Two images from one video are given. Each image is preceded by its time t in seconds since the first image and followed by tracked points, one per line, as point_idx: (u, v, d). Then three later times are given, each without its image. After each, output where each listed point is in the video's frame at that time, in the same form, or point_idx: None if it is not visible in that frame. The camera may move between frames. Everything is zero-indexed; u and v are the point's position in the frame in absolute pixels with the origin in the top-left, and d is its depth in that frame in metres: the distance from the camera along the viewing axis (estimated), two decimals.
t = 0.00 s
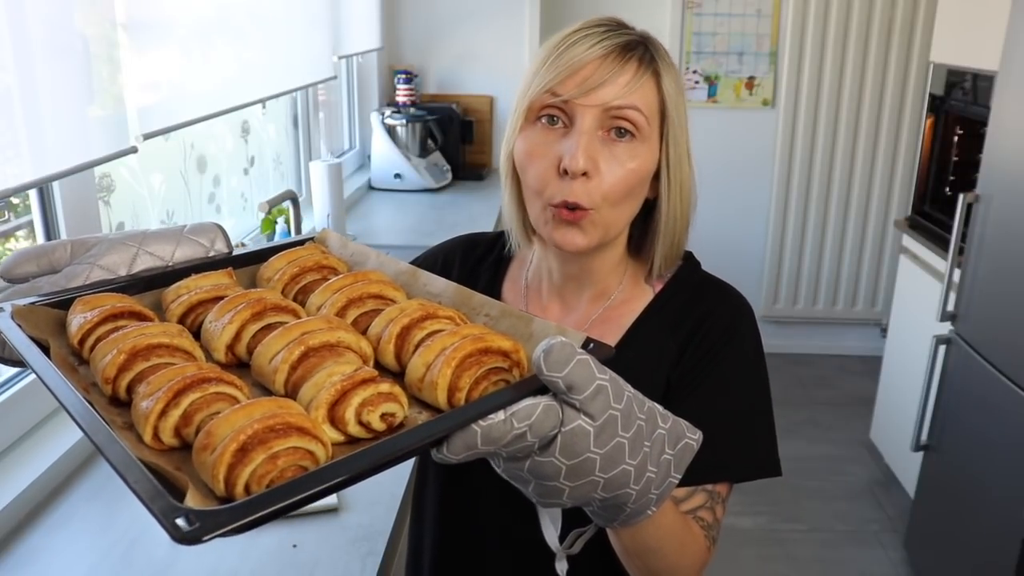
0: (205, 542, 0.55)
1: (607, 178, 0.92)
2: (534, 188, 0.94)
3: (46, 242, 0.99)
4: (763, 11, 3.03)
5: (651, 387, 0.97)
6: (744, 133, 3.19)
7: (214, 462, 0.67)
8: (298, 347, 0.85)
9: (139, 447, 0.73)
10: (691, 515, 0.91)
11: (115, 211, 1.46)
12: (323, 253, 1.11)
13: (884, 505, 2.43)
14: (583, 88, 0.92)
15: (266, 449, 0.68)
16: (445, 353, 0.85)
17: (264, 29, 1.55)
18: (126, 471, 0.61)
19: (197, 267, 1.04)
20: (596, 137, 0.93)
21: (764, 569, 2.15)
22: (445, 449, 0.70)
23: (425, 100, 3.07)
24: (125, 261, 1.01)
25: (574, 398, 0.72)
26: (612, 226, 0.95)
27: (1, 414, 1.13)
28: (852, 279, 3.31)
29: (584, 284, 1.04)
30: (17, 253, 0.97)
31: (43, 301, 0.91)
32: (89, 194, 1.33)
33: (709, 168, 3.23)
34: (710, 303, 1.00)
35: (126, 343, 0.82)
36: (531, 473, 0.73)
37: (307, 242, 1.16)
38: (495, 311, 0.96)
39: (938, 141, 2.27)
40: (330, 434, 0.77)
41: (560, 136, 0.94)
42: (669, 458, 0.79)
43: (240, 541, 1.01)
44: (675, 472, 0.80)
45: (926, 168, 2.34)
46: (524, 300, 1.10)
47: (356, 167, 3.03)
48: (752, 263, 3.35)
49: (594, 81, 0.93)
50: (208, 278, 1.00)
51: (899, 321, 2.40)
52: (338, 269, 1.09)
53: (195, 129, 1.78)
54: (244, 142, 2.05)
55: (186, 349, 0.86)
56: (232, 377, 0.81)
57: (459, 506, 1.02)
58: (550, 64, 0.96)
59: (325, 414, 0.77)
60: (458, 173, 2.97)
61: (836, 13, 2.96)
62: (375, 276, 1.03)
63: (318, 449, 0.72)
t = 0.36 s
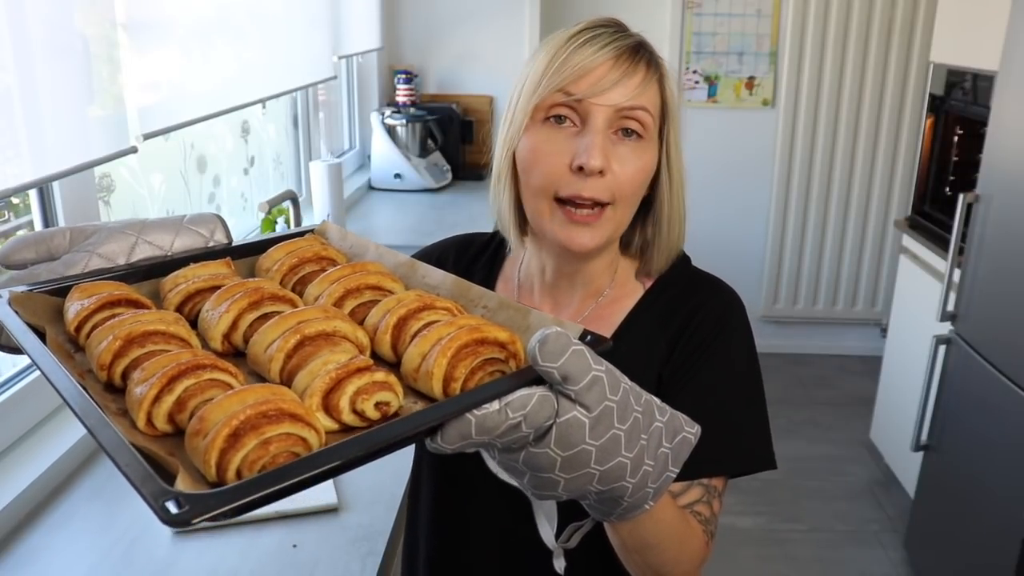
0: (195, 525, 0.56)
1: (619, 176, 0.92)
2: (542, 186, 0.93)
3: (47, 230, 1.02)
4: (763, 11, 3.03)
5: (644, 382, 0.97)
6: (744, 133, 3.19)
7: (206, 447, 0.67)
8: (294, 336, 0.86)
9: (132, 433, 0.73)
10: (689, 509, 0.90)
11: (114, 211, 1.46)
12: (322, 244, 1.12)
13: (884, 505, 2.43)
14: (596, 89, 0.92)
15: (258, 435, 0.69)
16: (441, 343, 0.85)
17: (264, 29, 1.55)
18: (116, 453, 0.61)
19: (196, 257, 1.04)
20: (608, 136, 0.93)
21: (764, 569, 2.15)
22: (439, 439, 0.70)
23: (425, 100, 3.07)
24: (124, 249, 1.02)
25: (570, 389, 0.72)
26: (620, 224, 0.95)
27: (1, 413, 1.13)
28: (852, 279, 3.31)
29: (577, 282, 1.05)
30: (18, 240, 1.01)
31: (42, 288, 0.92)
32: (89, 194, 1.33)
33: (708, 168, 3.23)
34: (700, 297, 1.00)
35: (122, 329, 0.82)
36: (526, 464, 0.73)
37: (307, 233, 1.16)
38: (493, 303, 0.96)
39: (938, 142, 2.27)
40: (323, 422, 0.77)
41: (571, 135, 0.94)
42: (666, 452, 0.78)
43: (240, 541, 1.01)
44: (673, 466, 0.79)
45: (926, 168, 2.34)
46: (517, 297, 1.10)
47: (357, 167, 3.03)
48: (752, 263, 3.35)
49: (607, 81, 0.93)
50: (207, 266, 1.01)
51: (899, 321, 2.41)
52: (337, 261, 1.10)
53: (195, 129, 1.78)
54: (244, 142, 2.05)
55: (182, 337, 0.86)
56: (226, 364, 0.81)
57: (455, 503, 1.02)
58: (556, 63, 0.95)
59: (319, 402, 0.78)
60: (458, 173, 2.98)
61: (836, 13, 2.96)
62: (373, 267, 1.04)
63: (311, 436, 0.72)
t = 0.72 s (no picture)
0: (186, 528, 0.55)
1: (607, 175, 0.92)
2: (531, 185, 0.94)
3: (46, 230, 1.02)
4: (763, 11, 3.03)
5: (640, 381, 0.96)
6: (744, 133, 3.19)
7: (199, 449, 0.68)
8: (289, 336, 0.86)
9: (127, 434, 0.73)
10: (686, 510, 0.91)
11: (114, 211, 1.46)
12: (320, 243, 1.11)
13: (884, 505, 2.43)
14: (585, 87, 0.92)
15: (251, 437, 0.69)
16: (436, 343, 0.85)
17: (265, 29, 1.55)
18: (110, 456, 0.61)
19: (195, 256, 1.04)
20: (598, 135, 0.93)
21: (764, 569, 2.15)
22: (433, 440, 0.70)
23: (425, 100, 3.07)
24: (123, 250, 1.03)
25: (563, 390, 0.72)
26: (609, 224, 0.95)
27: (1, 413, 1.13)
28: (852, 279, 3.31)
29: (572, 283, 1.05)
30: (17, 240, 1.01)
31: (41, 289, 0.92)
32: (89, 194, 1.33)
33: (708, 168, 3.23)
34: (698, 297, 1.00)
35: (119, 330, 0.82)
36: (520, 465, 0.73)
37: (306, 232, 1.17)
38: (489, 302, 0.96)
39: (938, 141, 2.26)
40: (317, 423, 0.77)
41: (560, 134, 0.94)
42: (662, 453, 0.78)
43: (240, 541, 1.01)
44: (668, 467, 0.79)
45: (926, 168, 2.34)
46: (513, 297, 1.10)
47: (356, 167, 3.03)
48: (752, 263, 3.35)
49: (596, 80, 0.93)
50: (205, 266, 1.00)
51: (899, 321, 2.41)
52: (335, 260, 1.09)
53: (195, 129, 1.78)
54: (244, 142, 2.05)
55: (179, 337, 0.86)
56: (222, 365, 0.81)
57: (451, 503, 1.02)
58: (549, 62, 0.95)
59: (313, 403, 0.78)
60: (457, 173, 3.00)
61: (836, 13, 2.96)
62: (370, 267, 1.04)
63: (304, 438, 0.72)
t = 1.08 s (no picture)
0: (177, 525, 0.55)
1: (611, 182, 0.92)
2: (533, 190, 0.94)
3: (44, 232, 1.03)
4: (763, 11, 3.03)
5: (635, 382, 0.96)
6: (744, 133, 3.19)
7: (191, 448, 0.68)
8: (284, 337, 0.86)
9: (121, 434, 0.73)
10: (680, 509, 0.90)
11: (114, 211, 1.46)
12: (317, 245, 1.12)
13: (884, 505, 2.43)
14: (589, 94, 0.92)
15: (242, 436, 0.69)
16: (428, 344, 0.85)
17: (264, 28, 1.55)
18: (103, 455, 0.62)
19: (192, 259, 1.04)
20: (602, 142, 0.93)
21: (764, 569, 2.15)
22: (423, 439, 0.70)
23: (425, 100, 3.07)
24: (121, 252, 1.03)
25: (553, 390, 0.72)
26: (613, 229, 0.95)
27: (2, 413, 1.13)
28: (852, 279, 3.31)
29: (570, 284, 1.05)
30: (15, 243, 1.02)
31: (39, 291, 0.92)
32: (89, 194, 1.33)
33: (708, 168, 3.23)
34: (695, 298, 1.00)
35: (115, 331, 0.82)
36: (512, 464, 0.74)
37: (303, 235, 1.17)
38: (483, 304, 0.96)
39: (938, 141, 2.27)
40: (309, 423, 0.78)
41: (563, 140, 0.94)
42: (654, 453, 0.78)
43: (241, 540, 1.01)
44: (660, 467, 0.79)
45: (926, 168, 2.34)
46: (510, 298, 1.10)
47: (356, 167, 3.03)
48: (752, 263, 3.35)
49: (601, 87, 0.93)
50: (201, 269, 1.01)
51: (899, 321, 2.40)
52: (332, 262, 1.10)
53: (195, 129, 1.78)
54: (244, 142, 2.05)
55: (175, 339, 0.86)
56: (216, 366, 0.81)
57: (449, 505, 1.02)
58: (551, 67, 0.95)
59: (305, 403, 0.78)
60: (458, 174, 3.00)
61: (836, 13, 2.96)
62: (366, 269, 1.04)
63: (295, 437, 0.73)
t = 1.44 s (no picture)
0: (164, 531, 0.56)
1: (595, 178, 0.92)
2: (519, 190, 0.94)
3: (45, 235, 1.03)
4: (763, 11, 3.03)
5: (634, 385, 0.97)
6: (744, 133, 3.19)
7: (181, 453, 0.68)
8: (278, 341, 0.86)
9: (115, 438, 0.74)
10: (680, 511, 0.90)
11: (114, 211, 1.46)
12: (316, 247, 1.12)
13: (884, 505, 2.43)
14: (569, 90, 0.93)
15: (232, 442, 0.69)
16: (422, 348, 0.86)
17: (264, 28, 1.55)
18: (94, 459, 0.62)
19: (193, 261, 1.05)
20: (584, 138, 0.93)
21: (764, 569, 2.15)
22: (416, 444, 0.71)
23: (425, 100, 3.07)
24: (122, 255, 1.03)
25: (546, 395, 0.72)
26: (600, 227, 0.95)
27: (2, 413, 1.13)
28: (852, 279, 3.31)
29: (565, 284, 1.05)
30: (17, 245, 1.02)
31: (39, 294, 0.92)
32: (89, 194, 1.33)
33: (708, 168, 3.23)
34: (694, 298, 1.00)
35: (111, 335, 0.82)
36: (506, 469, 0.74)
37: (304, 236, 1.17)
38: (480, 306, 0.96)
39: (938, 141, 2.27)
40: (301, 427, 0.78)
41: (547, 138, 0.94)
42: (651, 457, 0.78)
43: (241, 540, 1.01)
44: (657, 471, 0.79)
45: (926, 168, 2.34)
46: (508, 299, 1.11)
47: (356, 167, 3.03)
48: (752, 263, 3.35)
49: (580, 82, 0.93)
50: (201, 271, 1.01)
51: (899, 321, 2.40)
52: (331, 264, 1.10)
53: (195, 129, 1.78)
54: (244, 142, 2.05)
55: (171, 342, 0.86)
56: (211, 369, 0.81)
57: (448, 507, 1.02)
58: (532, 66, 0.95)
59: (298, 408, 0.78)
60: (458, 174, 3.00)
61: (836, 13, 2.97)
62: (363, 272, 1.04)
63: (285, 442, 0.73)
